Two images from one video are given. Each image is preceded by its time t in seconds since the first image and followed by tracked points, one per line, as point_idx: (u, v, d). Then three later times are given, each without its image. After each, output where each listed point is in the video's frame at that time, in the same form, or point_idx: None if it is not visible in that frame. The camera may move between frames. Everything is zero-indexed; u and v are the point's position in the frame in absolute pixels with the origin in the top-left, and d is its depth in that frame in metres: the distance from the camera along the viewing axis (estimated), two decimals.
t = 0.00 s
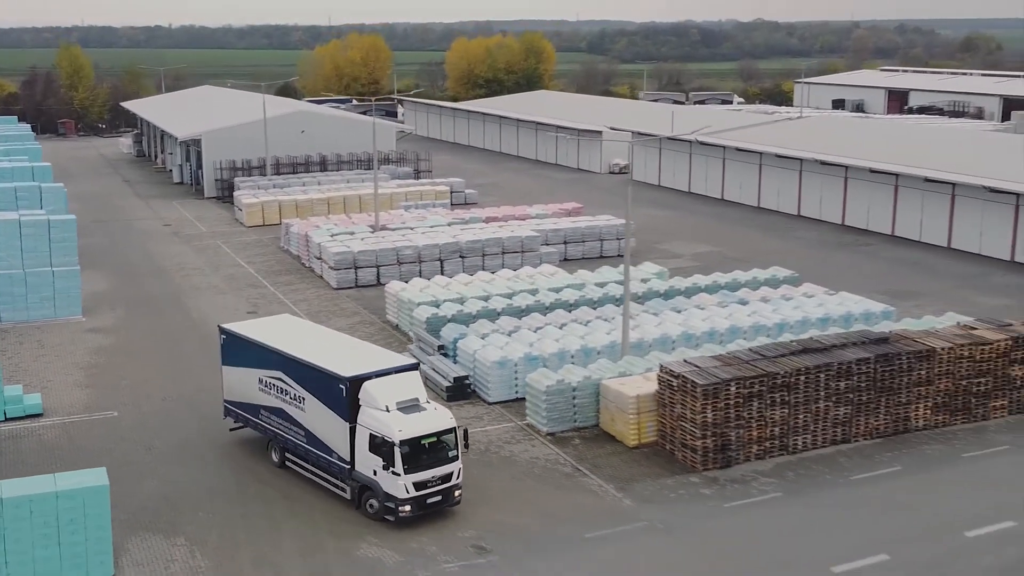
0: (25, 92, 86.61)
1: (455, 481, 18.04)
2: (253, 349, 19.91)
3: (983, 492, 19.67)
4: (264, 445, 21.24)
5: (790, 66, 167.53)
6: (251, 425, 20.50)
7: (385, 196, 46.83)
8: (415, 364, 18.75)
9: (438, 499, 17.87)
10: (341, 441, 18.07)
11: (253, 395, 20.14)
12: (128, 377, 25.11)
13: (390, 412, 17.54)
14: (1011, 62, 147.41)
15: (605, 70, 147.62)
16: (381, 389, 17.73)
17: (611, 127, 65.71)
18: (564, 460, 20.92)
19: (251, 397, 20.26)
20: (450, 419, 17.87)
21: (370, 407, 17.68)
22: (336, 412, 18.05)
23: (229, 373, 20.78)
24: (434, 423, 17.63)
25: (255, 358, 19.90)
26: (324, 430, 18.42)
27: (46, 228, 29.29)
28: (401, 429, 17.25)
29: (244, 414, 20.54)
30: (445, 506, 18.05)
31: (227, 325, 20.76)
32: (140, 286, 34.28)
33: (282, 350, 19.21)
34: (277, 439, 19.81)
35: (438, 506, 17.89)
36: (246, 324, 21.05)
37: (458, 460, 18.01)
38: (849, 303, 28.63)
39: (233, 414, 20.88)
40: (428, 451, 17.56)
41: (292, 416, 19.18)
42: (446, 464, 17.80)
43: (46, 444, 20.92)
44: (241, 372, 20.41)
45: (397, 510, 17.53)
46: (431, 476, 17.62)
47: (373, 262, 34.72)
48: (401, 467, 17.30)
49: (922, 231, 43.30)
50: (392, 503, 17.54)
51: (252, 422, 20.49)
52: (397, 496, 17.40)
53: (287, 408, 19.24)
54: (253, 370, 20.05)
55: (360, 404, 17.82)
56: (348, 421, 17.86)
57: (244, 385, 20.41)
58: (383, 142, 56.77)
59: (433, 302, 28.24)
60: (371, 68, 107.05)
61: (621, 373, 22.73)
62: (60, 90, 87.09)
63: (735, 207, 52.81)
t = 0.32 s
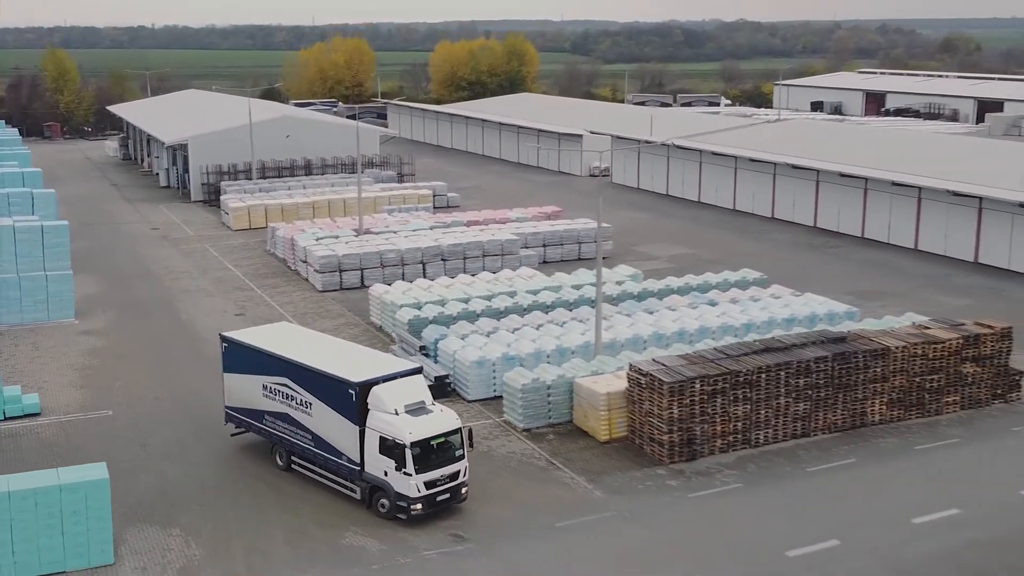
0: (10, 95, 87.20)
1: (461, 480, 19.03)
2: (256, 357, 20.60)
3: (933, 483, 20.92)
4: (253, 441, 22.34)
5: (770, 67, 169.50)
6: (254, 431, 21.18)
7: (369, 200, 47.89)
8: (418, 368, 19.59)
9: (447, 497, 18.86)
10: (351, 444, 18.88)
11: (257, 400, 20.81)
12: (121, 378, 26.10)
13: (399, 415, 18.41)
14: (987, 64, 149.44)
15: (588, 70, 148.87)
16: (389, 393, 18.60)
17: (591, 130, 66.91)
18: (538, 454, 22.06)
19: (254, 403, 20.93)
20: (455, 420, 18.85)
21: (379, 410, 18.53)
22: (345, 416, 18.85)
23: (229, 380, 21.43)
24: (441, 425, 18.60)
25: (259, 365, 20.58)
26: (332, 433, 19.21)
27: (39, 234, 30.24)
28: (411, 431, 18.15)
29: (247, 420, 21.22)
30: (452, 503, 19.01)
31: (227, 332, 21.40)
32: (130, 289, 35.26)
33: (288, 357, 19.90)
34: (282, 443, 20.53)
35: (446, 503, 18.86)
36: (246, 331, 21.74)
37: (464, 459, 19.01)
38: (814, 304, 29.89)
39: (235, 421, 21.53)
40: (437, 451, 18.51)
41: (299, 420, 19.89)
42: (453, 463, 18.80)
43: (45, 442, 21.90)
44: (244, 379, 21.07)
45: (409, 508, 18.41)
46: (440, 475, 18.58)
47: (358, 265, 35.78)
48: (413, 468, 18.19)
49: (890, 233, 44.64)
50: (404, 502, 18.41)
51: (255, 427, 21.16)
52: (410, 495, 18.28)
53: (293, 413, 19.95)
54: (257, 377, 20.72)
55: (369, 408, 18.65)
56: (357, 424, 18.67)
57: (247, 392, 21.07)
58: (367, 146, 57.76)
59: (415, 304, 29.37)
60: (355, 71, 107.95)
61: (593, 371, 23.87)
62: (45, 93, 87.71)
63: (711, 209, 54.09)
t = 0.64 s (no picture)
0: None
1: (470, 479, 20.05)
2: (262, 366, 21.36)
3: (887, 475, 22.20)
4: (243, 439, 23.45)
5: (753, 67, 171.49)
6: (260, 437, 21.91)
7: (353, 205, 48.97)
8: (422, 373, 20.53)
9: (457, 496, 19.86)
10: (362, 448, 19.78)
11: (263, 408, 21.57)
12: (113, 380, 27.11)
13: (408, 420, 19.35)
14: (965, 66, 151.33)
15: (572, 71, 150.05)
16: (397, 399, 19.54)
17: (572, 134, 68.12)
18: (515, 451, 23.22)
19: (260, 410, 21.69)
20: (462, 422, 19.86)
21: (389, 416, 19.44)
22: (355, 422, 19.74)
23: (233, 389, 22.15)
24: (450, 427, 19.61)
25: (264, 374, 21.35)
26: (342, 438, 20.08)
27: (33, 240, 31.20)
28: (422, 435, 19.11)
29: (252, 428, 21.96)
30: (461, 501, 20.02)
31: (229, 342, 22.12)
32: (120, 293, 36.25)
33: (296, 366, 20.70)
34: (289, 449, 21.32)
35: (456, 502, 19.86)
36: (247, 341, 22.52)
37: (472, 459, 20.05)
38: (781, 306, 31.18)
39: (240, 428, 22.24)
40: (447, 453, 19.51)
41: (307, 427, 20.71)
42: (463, 463, 19.84)
43: (43, 442, 22.90)
44: (248, 387, 21.82)
45: (422, 508, 19.35)
46: (451, 475, 19.58)
47: (342, 270, 36.85)
48: (425, 470, 19.14)
49: (860, 236, 45.99)
50: (417, 503, 19.35)
51: (260, 434, 21.91)
52: (423, 496, 19.21)
53: (301, 420, 20.76)
54: (263, 385, 21.47)
55: (379, 413, 19.57)
56: (368, 429, 19.58)
57: (252, 400, 21.80)
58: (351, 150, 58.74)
59: (397, 307, 30.49)
60: (340, 75, 108.98)
61: (568, 372, 25.06)
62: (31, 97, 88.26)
63: (688, 212, 55.37)
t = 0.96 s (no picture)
0: None
1: (478, 478, 21.04)
2: (269, 375, 22.10)
3: (845, 469, 23.47)
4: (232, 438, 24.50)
5: (735, 68, 173.42)
6: (267, 444, 22.64)
7: (338, 209, 50.01)
8: (427, 378, 21.45)
9: (468, 495, 20.82)
10: (376, 452, 20.62)
11: (271, 416, 22.29)
12: (106, 382, 28.12)
13: (421, 423, 20.28)
14: (942, 68, 153.10)
15: (554, 72, 151.23)
16: (409, 404, 20.45)
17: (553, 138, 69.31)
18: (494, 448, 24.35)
19: (267, 418, 22.41)
20: (471, 424, 20.88)
21: (402, 420, 20.33)
22: (368, 427, 20.57)
23: (238, 397, 22.85)
24: (460, 429, 20.60)
25: (271, 382, 22.08)
26: (354, 443, 20.90)
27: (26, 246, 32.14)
28: (435, 438, 20.02)
29: (259, 434, 22.67)
30: (471, 500, 20.98)
31: (233, 352, 22.85)
32: (110, 297, 37.23)
33: (305, 374, 21.48)
34: (298, 454, 22.07)
35: (468, 500, 20.81)
36: (249, 351, 23.29)
37: (480, 460, 21.03)
38: (750, 308, 32.45)
39: (246, 435, 22.93)
40: (459, 454, 20.47)
41: (317, 432, 21.49)
42: (472, 463, 20.82)
43: (41, 441, 23.91)
44: (254, 396, 22.54)
45: (437, 508, 20.23)
46: (463, 475, 20.54)
47: (327, 273, 37.87)
48: (439, 471, 20.04)
49: (831, 239, 47.35)
50: (432, 503, 20.21)
51: (267, 440, 22.64)
52: (438, 497, 20.09)
53: (311, 426, 21.55)
54: (270, 394, 22.21)
55: (391, 418, 20.43)
56: (381, 434, 20.43)
57: (258, 408, 22.53)
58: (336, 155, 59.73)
59: (380, 310, 31.60)
60: (324, 78, 109.84)
61: (543, 372, 26.26)
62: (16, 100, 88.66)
63: (666, 215, 56.65)
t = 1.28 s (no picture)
0: None
1: (489, 476, 22.15)
2: (278, 383, 22.90)
3: (807, 463, 24.73)
4: (221, 438, 25.55)
5: (716, 70, 175.17)
6: (276, 449, 23.44)
7: (322, 213, 51.04)
8: (435, 383, 22.50)
9: (480, 492, 21.92)
10: (391, 453, 21.57)
11: (281, 421, 23.09)
12: (97, 384, 29.09)
13: (436, 425, 21.30)
14: (921, 69, 155.06)
15: (537, 74, 152.58)
16: (424, 407, 21.46)
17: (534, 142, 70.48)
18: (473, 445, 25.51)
19: (278, 423, 23.21)
20: (481, 425, 21.97)
21: (417, 423, 21.32)
22: (383, 430, 21.52)
23: (246, 404, 23.61)
24: (473, 430, 21.67)
25: (281, 389, 22.89)
26: (368, 445, 21.82)
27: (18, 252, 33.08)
28: (450, 439, 21.07)
29: (269, 440, 23.45)
30: (483, 497, 22.09)
31: (241, 361, 23.62)
32: (99, 301, 38.18)
33: (319, 380, 22.36)
34: (308, 457, 22.92)
35: (480, 497, 21.93)
36: (253, 358, 24.11)
37: (490, 459, 22.13)
38: (721, 309, 33.71)
39: (255, 441, 23.69)
40: (472, 454, 21.55)
41: (329, 436, 22.38)
42: (484, 462, 21.93)
43: (37, 441, 24.90)
44: (263, 403, 23.35)
45: (452, 506, 21.32)
46: (476, 474, 21.63)
47: (312, 277, 38.91)
48: (455, 471, 21.11)
49: (803, 242, 48.71)
50: (447, 501, 21.30)
51: (277, 445, 23.45)
52: (454, 495, 21.18)
53: (323, 430, 22.41)
54: (279, 400, 23.03)
55: (406, 421, 21.43)
56: (396, 436, 21.41)
57: (267, 415, 23.32)
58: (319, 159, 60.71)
59: (363, 313, 32.69)
60: (308, 81, 110.51)
61: (520, 372, 27.45)
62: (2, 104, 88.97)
63: (644, 218, 57.92)
